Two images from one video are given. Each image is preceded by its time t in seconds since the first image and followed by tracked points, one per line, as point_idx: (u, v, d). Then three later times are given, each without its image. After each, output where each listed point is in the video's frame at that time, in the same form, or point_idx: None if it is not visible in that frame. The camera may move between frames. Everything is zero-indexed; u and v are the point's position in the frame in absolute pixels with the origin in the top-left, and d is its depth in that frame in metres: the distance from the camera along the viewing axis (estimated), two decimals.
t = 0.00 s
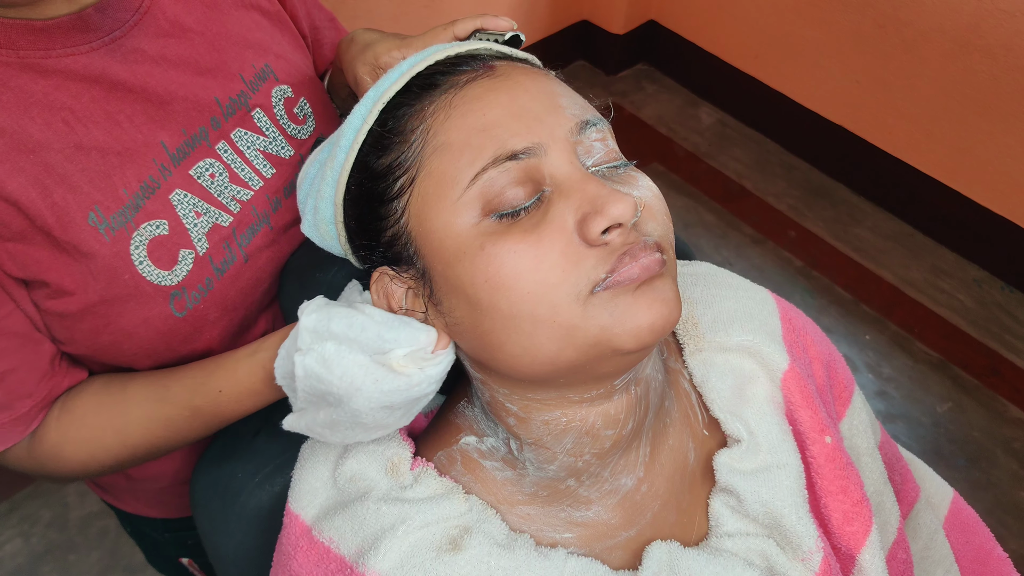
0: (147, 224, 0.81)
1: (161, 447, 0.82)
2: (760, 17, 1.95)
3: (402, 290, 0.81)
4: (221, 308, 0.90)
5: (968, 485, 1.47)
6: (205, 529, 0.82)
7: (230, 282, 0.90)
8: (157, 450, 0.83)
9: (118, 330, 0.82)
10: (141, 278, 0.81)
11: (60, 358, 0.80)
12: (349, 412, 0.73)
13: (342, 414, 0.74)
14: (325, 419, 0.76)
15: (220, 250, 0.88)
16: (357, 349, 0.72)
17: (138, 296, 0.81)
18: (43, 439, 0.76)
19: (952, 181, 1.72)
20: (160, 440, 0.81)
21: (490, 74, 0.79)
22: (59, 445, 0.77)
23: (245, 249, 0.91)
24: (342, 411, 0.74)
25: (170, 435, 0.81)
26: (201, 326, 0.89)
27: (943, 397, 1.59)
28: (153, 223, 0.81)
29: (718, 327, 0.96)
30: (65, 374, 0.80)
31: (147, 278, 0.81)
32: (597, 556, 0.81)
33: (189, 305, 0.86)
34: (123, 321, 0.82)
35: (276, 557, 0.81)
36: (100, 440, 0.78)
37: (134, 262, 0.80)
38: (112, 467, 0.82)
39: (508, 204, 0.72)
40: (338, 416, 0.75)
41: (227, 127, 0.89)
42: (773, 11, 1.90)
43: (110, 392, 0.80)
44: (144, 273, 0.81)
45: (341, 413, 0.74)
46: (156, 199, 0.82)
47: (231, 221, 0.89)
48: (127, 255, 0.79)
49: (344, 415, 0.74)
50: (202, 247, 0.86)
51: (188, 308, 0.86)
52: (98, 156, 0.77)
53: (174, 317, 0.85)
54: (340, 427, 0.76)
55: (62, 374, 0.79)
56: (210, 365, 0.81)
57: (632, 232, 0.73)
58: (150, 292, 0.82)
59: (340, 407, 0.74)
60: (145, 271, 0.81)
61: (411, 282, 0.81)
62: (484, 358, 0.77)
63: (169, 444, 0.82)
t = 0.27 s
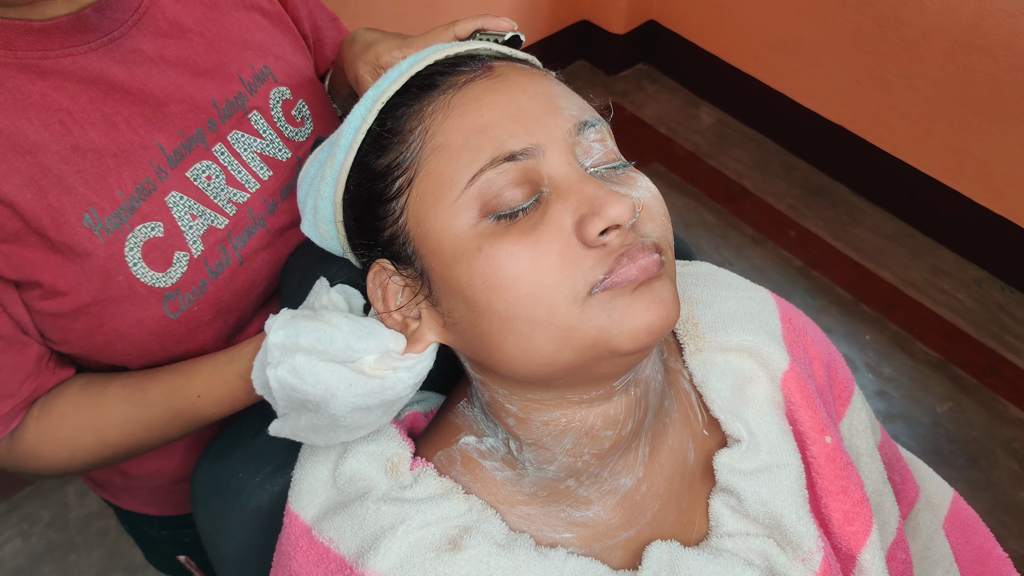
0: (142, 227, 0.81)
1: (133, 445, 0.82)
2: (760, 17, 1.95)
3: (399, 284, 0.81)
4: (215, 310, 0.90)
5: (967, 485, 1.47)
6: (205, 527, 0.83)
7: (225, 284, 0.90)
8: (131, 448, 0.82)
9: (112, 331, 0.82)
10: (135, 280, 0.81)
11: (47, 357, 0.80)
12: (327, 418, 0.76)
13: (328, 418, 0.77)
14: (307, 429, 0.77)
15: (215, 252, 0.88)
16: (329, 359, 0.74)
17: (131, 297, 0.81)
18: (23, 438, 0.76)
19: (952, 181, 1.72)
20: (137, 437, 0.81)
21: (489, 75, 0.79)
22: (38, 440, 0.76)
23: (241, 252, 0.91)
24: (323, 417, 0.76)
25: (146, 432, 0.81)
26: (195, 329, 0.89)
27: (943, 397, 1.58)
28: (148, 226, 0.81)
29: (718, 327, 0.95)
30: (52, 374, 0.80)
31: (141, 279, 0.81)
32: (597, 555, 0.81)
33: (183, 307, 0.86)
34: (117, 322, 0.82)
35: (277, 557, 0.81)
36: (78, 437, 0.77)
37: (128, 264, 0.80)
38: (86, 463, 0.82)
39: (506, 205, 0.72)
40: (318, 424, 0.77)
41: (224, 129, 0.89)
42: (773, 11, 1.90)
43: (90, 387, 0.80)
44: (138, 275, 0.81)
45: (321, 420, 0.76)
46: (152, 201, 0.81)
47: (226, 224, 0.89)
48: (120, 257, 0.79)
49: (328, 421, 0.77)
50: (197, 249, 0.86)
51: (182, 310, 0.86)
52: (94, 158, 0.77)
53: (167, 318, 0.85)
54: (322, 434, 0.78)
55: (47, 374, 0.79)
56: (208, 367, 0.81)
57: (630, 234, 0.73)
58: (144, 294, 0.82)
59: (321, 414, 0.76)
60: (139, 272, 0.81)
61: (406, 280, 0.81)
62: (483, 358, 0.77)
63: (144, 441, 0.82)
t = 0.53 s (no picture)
0: (143, 225, 0.81)
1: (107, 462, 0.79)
2: (760, 17, 1.95)
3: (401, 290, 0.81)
4: (216, 309, 0.90)
5: (967, 485, 1.47)
6: (205, 531, 0.82)
7: (225, 282, 0.90)
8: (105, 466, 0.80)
9: (114, 329, 0.82)
10: (135, 278, 0.81)
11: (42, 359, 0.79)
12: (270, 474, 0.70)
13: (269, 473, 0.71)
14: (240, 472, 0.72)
15: (215, 251, 0.88)
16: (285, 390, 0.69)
17: (132, 296, 0.81)
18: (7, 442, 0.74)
19: (952, 181, 1.72)
20: (114, 454, 0.78)
21: (491, 73, 0.79)
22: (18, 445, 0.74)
23: (242, 251, 0.91)
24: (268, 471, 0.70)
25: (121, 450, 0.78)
26: (197, 327, 0.89)
27: (943, 397, 1.59)
28: (149, 224, 0.81)
29: (719, 326, 0.95)
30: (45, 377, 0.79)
31: (142, 278, 0.81)
32: (597, 555, 0.81)
33: (183, 305, 0.86)
34: (119, 321, 0.82)
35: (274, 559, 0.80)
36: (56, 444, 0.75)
37: (129, 262, 0.80)
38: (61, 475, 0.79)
39: (508, 204, 0.72)
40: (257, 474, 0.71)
41: (225, 128, 0.89)
42: (773, 11, 1.90)
43: (77, 398, 0.78)
44: (138, 273, 0.81)
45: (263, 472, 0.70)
46: (153, 200, 0.81)
47: (227, 222, 0.89)
48: (121, 256, 0.79)
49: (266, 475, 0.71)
50: (198, 248, 0.86)
51: (182, 308, 0.86)
52: (94, 157, 0.77)
53: (168, 317, 0.85)
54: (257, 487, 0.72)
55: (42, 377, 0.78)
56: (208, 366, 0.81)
57: (633, 232, 0.73)
58: (145, 293, 0.82)
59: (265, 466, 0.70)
60: (140, 271, 0.81)
61: (411, 284, 0.81)
62: (484, 358, 0.77)
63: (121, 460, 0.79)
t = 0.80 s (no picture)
0: (141, 227, 0.80)
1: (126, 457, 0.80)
2: (760, 17, 1.95)
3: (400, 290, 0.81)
4: (216, 310, 0.90)
5: (967, 484, 1.47)
6: (205, 529, 0.82)
7: (225, 283, 0.90)
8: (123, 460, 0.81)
9: (114, 332, 0.82)
10: (135, 281, 0.80)
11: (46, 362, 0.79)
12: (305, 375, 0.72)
13: (297, 370, 0.72)
14: (266, 362, 0.73)
15: (215, 252, 0.88)
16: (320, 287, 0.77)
17: (132, 298, 0.81)
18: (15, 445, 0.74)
19: (952, 181, 1.72)
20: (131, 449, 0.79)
21: (490, 74, 0.79)
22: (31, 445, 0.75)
23: (241, 251, 0.91)
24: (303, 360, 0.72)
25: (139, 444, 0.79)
26: (197, 328, 0.89)
27: (943, 397, 1.59)
28: (148, 226, 0.81)
29: (719, 326, 0.95)
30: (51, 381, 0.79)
31: (142, 280, 0.81)
32: (597, 555, 0.81)
33: (183, 307, 0.86)
34: (119, 324, 0.82)
35: (275, 559, 0.81)
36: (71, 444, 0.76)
37: (129, 265, 0.80)
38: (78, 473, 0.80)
39: (507, 205, 0.72)
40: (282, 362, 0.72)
41: (224, 128, 0.89)
42: (773, 11, 1.90)
43: (87, 396, 0.79)
44: (138, 276, 0.80)
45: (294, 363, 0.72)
46: (151, 201, 0.81)
47: (226, 223, 0.88)
48: (121, 258, 0.79)
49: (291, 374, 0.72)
50: (197, 248, 0.86)
51: (183, 310, 0.86)
52: (93, 159, 0.77)
53: (169, 319, 0.85)
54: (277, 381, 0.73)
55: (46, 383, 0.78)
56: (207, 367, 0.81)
57: (631, 232, 0.73)
58: (145, 294, 0.82)
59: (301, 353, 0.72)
60: (139, 273, 0.80)
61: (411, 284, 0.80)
62: (483, 358, 0.77)
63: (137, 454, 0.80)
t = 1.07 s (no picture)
0: (134, 230, 0.80)
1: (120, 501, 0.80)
2: (760, 17, 1.95)
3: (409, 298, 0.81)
4: (211, 312, 0.89)
5: (967, 484, 1.47)
6: (205, 531, 0.82)
7: (219, 287, 0.89)
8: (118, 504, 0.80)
9: (108, 336, 0.81)
10: (128, 284, 0.80)
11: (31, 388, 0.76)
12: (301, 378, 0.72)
13: (296, 374, 0.72)
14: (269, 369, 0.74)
15: (209, 255, 0.87)
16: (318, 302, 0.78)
17: (125, 301, 0.80)
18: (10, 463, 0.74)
19: (952, 181, 1.72)
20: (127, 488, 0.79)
21: (489, 75, 0.79)
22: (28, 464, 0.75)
23: (235, 254, 0.90)
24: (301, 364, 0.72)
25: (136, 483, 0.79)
26: (191, 332, 0.88)
27: (943, 397, 1.59)
28: (141, 229, 0.81)
29: (719, 326, 0.95)
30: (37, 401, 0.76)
31: (134, 284, 0.81)
32: (598, 555, 0.81)
33: (178, 310, 0.85)
34: (112, 327, 0.81)
35: (275, 558, 0.80)
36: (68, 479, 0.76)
37: (121, 268, 0.80)
38: (70, 518, 0.79)
39: (507, 205, 0.72)
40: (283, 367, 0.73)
41: (218, 130, 0.89)
42: (772, 11, 1.90)
43: (85, 435, 0.79)
44: (131, 279, 0.80)
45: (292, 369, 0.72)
46: (145, 204, 0.81)
47: (220, 226, 0.88)
48: (113, 261, 0.79)
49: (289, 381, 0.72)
50: (191, 252, 0.85)
51: (177, 313, 0.85)
52: (85, 162, 0.77)
53: (163, 323, 0.84)
54: (278, 389, 0.73)
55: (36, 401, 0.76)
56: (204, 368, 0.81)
57: (632, 232, 0.73)
58: (138, 298, 0.81)
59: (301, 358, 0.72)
60: (131, 277, 0.80)
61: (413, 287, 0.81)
62: (483, 359, 0.77)
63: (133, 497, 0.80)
